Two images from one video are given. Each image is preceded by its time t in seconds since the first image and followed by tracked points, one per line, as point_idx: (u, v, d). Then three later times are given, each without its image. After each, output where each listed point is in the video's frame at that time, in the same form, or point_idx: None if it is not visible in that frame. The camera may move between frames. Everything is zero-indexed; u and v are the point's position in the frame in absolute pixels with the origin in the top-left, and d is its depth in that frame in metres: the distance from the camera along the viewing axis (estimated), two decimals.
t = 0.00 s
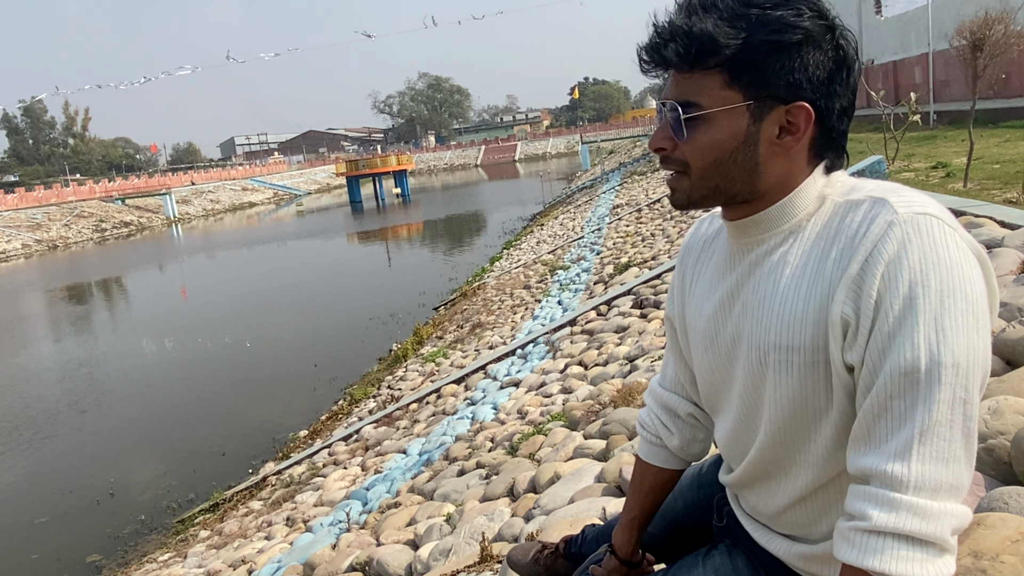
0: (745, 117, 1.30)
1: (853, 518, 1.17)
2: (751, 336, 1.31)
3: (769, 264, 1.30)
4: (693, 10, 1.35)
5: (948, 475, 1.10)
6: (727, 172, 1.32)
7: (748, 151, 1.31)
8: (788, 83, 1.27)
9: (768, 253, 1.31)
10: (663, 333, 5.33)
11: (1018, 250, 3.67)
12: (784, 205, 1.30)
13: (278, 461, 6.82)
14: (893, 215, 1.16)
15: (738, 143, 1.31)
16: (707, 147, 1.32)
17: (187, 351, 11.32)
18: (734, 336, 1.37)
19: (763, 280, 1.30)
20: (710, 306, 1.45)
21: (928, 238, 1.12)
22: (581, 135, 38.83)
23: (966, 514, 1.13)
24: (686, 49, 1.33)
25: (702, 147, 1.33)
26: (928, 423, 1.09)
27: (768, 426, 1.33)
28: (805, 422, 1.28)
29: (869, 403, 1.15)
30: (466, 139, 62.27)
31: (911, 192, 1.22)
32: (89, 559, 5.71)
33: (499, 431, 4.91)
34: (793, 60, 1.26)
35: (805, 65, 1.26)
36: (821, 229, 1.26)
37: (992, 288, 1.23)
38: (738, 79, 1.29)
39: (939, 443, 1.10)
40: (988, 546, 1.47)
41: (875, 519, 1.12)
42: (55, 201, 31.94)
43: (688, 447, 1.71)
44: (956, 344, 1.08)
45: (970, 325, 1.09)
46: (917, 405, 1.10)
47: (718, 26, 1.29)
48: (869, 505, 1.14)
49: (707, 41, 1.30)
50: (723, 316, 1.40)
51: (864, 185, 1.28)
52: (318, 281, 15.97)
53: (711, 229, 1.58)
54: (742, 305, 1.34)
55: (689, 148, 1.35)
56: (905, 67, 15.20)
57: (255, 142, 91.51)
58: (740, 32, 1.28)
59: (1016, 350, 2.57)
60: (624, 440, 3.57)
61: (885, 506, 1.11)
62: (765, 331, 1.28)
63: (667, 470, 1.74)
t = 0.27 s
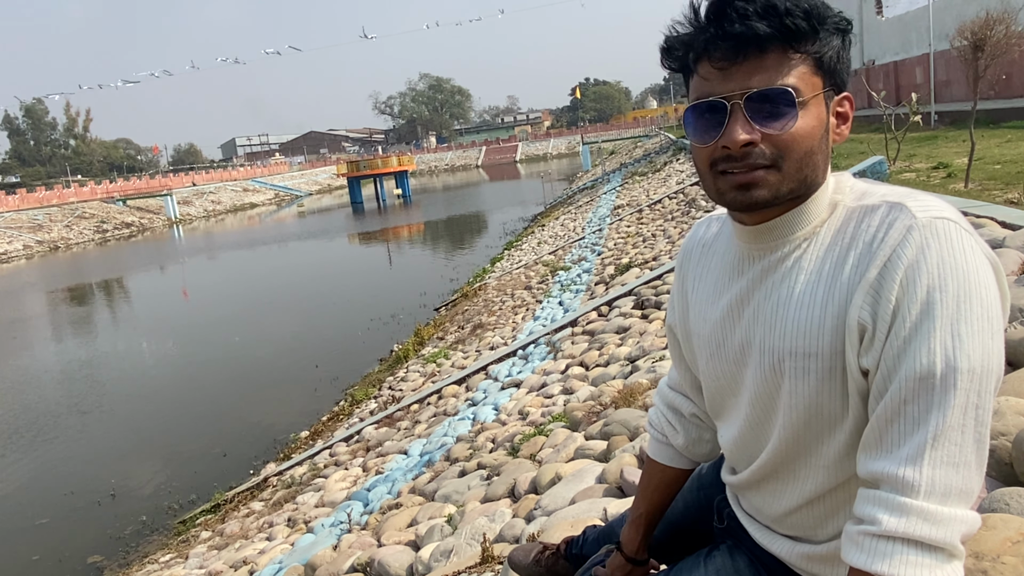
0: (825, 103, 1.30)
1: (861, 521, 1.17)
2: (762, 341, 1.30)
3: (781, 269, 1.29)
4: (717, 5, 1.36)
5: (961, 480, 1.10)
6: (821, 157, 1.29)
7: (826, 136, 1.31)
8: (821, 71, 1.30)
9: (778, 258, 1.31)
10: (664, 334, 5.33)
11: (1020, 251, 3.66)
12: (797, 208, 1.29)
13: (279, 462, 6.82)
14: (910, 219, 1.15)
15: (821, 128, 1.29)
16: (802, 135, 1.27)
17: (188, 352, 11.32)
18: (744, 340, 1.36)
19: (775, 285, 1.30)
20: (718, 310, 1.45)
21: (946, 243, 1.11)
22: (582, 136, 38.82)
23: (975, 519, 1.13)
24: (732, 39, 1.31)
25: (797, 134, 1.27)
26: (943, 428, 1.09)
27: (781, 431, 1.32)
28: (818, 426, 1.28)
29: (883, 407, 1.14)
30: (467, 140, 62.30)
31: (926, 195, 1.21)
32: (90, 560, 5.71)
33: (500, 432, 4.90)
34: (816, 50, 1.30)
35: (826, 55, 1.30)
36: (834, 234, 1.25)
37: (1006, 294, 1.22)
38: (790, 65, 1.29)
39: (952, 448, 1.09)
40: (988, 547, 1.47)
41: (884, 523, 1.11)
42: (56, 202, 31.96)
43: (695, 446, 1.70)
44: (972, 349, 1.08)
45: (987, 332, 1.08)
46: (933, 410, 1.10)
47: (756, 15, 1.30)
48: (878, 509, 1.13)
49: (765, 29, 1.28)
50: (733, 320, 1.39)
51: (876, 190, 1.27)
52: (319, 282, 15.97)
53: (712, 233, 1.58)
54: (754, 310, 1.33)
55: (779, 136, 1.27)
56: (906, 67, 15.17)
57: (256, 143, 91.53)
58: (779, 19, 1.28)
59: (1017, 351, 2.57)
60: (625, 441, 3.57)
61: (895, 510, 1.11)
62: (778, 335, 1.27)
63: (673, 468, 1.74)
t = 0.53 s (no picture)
0: (753, 124, 1.29)
1: (868, 525, 1.16)
2: (767, 343, 1.30)
3: (785, 270, 1.29)
4: (710, 8, 1.34)
5: (966, 484, 1.09)
6: (730, 175, 1.32)
7: (752, 154, 1.31)
8: (802, 91, 1.25)
9: (783, 260, 1.31)
10: (665, 335, 5.32)
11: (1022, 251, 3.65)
12: (801, 211, 1.28)
13: (281, 463, 6.81)
14: (916, 222, 1.14)
15: (745, 148, 1.30)
16: (710, 149, 1.34)
17: (189, 353, 11.32)
18: (749, 342, 1.36)
19: (779, 287, 1.29)
20: (722, 312, 1.45)
21: (953, 245, 1.11)
22: (583, 137, 38.83)
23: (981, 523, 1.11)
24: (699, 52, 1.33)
25: (709, 147, 1.33)
26: (949, 433, 1.08)
27: (785, 433, 1.31)
28: (822, 429, 1.27)
29: (889, 410, 1.14)
30: (469, 141, 62.30)
31: (931, 196, 1.21)
32: (93, 561, 5.70)
33: (502, 433, 4.89)
34: (811, 67, 1.24)
35: (826, 70, 1.24)
36: (840, 236, 1.24)
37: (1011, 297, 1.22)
38: (752, 83, 1.28)
39: (958, 453, 1.09)
40: (991, 548, 1.46)
41: (892, 528, 1.10)
42: (58, 203, 32.02)
43: (698, 452, 1.69)
44: (978, 354, 1.07)
45: (991, 336, 1.08)
46: (939, 413, 1.09)
47: (733, 28, 1.28)
48: (885, 514, 1.13)
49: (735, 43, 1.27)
50: (737, 322, 1.39)
51: (883, 191, 1.26)
52: (321, 283, 15.99)
53: (718, 236, 1.57)
54: (758, 311, 1.32)
55: (697, 148, 1.35)
56: (908, 68, 15.17)
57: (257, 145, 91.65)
58: (759, 35, 1.26)
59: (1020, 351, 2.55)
60: (627, 442, 3.56)
61: (903, 515, 1.10)
62: (783, 337, 1.26)
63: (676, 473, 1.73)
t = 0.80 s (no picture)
0: (742, 125, 1.30)
1: (869, 525, 1.16)
2: (768, 341, 1.30)
3: (787, 269, 1.29)
4: (703, 7, 1.35)
5: (965, 484, 1.09)
6: (724, 174, 1.34)
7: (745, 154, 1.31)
8: (786, 94, 1.25)
9: (786, 258, 1.31)
10: (669, 336, 5.32)
11: None
12: (802, 210, 1.29)
13: (284, 464, 6.83)
14: (915, 222, 1.14)
15: (736, 147, 1.31)
16: (705, 148, 1.35)
17: (194, 355, 11.36)
18: (752, 340, 1.36)
19: (780, 285, 1.29)
20: (727, 313, 1.45)
21: (951, 245, 1.10)
22: (587, 138, 38.84)
23: (982, 524, 1.11)
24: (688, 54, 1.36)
25: (704, 147, 1.35)
26: (947, 433, 1.08)
27: (786, 432, 1.32)
28: (823, 428, 1.27)
29: (887, 411, 1.14)
30: (472, 142, 62.33)
31: (933, 196, 1.20)
32: (97, 562, 5.72)
33: (505, 434, 4.90)
34: (798, 70, 1.23)
35: (814, 73, 1.22)
36: (841, 234, 1.24)
37: (1015, 297, 1.21)
38: (735, 86, 1.30)
39: (957, 452, 1.09)
40: (996, 550, 1.46)
41: (891, 527, 1.10)
42: (63, 205, 32.17)
43: (710, 450, 1.68)
44: (977, 353, 1.07)
45: (991, 337, 1.08)
46: (938, 413, 1.09)
47: (719, 29, 1.30)
48: (885, 514, 1.13)
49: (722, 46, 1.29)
50: (741, 321, 1.40)
51: (886, 190, 1.26)
52: (325, 284, 16.04)
53: (727, 236, 1.58)
54: (760, 310, 1.33)
55: (694, 146, 1.37)
56: (911, 68, 15.15)
57: (261, 146, 91.90)
58: (742, 39, 1.27)
59: None
60: (630, 444, 3.56)
61: (901, 514, 1.10)
62: (784, 336, 1.27)
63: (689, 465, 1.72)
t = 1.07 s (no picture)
0: (749, 125, 1.31)
1: (875, 527, 1.16)
2: (775, 336, 1.31)
3: (793, 267, 1.30)
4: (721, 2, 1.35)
5: (971, 486, 1.09)
6: (732, 171, 1.35)
7: (752, 154, 1.32)
8: (793, 97, 1.25)
9: (794, 256, 1.31)
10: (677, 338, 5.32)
11: None
12: (811, 210, 1.29)
13: (293, 466, 6.86)
14: (919, 221, 1.14)
15: (742, 147, 1.33)
16: (715, 144, 1.37)
17: (202, 357, 11.42)
18: (759, 335, 1.37)
19: (790, 282, 1.30)
20: (739, 306, 1.46)
21: (954, 246, 1.11)
22: (594, 140, 38.84)
23: (990, 528, 1.11)
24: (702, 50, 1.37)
25: (714, 144, 1.37)
26: (951, 434, 1.08)
27: (788, 426, 1.33)
28: (828, 427, 1.27)
29: (891, 410, 1.14)
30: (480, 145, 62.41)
31: (942, 196, 1.20)
32: (106, 564, 5.76)
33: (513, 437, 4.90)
34: (801, 76, 1.24)
35: (819, 78, 1.22)
36: (847, 232, 1.24)
37: None
38: (744, 85, 1.30)
39: (961, 454, 1.09)
40: (1008, 554, 1.45)
41: (898, 529, 1.10)
42: (73, 208, 32.44)
43: (636, 381, 1.81)
44: (980, 354, 1.07)
45: (994, 337, 1.08)
46: (941, 415, 1.09)
47: (730, 26, 1.30)
48: (892, 515, 1.13)
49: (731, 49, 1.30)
50: (749, 316, 1.40)
51: (899, 186, 1.25)
52: (333, 287, 16.11)
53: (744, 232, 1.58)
54: (767, 305, 1.34)
55: (706, 141, 1.39)
56: (921, 69, 15.07)
57: (269, 148, 92.32)
58: (751, 38, 1.28)
59: None
60: (638, 446, 3.56)
61: (909, 515, 1.10)
62: (789, 333, 1.28)
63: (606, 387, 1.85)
